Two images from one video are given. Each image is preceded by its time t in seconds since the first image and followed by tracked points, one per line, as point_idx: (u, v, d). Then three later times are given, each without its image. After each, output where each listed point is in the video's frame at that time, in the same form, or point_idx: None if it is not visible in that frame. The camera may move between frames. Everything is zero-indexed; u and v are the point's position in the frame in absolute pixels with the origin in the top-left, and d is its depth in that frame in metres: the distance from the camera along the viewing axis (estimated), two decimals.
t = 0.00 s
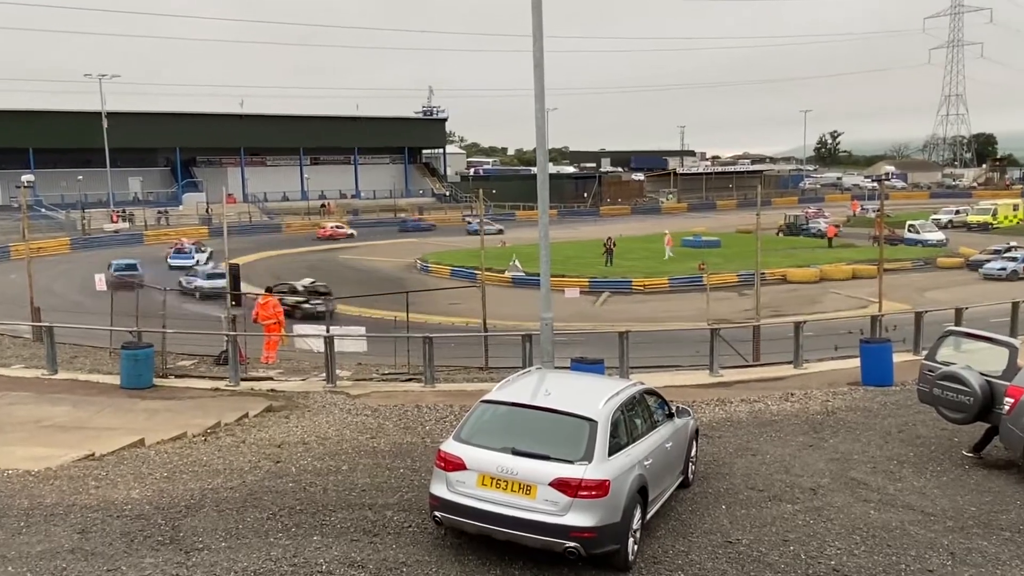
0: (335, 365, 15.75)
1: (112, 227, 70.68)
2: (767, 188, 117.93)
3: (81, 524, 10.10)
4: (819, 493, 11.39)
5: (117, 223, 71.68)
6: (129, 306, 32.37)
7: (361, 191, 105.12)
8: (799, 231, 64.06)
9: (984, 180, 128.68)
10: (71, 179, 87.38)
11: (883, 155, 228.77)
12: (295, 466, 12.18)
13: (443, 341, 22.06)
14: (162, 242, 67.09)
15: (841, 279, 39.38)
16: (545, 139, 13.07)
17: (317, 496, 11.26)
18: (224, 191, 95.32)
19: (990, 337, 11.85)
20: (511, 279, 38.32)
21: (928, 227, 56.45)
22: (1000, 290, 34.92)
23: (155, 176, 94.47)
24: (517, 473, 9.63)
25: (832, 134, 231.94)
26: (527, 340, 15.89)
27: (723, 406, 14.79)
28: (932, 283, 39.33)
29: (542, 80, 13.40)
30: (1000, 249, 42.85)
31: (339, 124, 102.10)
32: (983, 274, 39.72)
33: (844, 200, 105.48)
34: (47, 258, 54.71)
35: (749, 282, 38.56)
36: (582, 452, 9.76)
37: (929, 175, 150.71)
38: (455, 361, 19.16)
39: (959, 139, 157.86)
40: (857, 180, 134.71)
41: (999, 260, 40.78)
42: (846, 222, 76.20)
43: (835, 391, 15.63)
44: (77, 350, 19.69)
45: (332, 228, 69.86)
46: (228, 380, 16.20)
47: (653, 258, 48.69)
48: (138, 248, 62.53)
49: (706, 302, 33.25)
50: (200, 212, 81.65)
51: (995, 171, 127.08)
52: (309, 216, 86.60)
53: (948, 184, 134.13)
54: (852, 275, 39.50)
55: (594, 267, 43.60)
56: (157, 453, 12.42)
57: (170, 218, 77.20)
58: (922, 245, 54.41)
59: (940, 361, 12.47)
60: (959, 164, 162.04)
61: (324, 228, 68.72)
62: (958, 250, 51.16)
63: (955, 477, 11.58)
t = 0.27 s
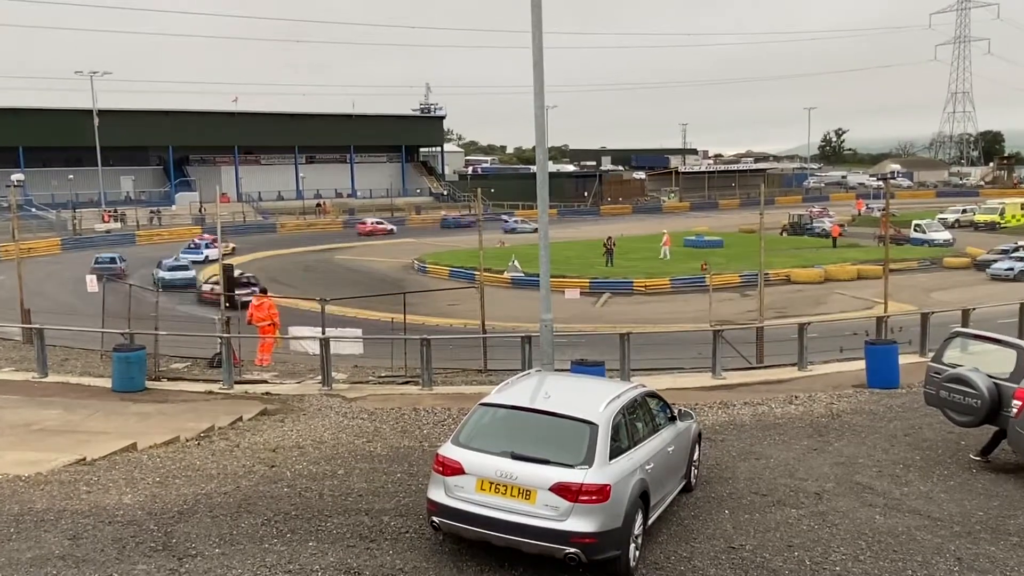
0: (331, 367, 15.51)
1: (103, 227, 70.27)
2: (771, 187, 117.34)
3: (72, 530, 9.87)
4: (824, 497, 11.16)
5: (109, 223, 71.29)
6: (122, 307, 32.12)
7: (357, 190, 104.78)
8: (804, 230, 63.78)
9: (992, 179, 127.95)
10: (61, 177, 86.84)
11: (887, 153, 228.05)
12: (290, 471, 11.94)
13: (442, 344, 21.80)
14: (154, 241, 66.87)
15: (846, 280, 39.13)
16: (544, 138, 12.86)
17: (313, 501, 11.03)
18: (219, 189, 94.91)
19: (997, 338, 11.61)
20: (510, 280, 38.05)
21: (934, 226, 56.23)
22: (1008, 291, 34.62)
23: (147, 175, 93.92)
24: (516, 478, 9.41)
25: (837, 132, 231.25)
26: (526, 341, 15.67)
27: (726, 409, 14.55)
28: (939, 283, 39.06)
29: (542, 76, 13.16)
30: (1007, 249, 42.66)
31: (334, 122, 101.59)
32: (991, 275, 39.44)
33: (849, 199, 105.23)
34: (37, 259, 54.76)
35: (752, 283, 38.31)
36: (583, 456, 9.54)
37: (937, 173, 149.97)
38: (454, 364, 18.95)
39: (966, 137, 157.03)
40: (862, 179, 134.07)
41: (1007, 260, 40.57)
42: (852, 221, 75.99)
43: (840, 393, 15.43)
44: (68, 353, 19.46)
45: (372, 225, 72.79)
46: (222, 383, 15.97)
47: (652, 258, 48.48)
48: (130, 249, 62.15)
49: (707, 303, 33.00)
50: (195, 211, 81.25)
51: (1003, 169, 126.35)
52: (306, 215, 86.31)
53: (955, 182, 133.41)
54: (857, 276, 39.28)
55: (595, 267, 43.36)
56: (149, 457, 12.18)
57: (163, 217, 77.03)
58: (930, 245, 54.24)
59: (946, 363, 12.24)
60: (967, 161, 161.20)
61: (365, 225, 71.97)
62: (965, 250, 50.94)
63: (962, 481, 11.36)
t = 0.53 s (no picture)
0: (327, 369, 15.34)
1: (95, 227, 70.01)
2: (773, 187, 117.14)
3: (65, 535, 9.71)
4: (826, 500, 11.02)
5: (100, 224, 70.96)
6: (113, 308, 31.97)
7: (352, 190, 104.48)
8: (805, 231, 63.86)
9: (999, 177, 127.35)
10: (53, 177, 86.52)
11: (892, 152, 227.50)
12: (285, 474, 11.78)
13: (440, 346, 21.64)
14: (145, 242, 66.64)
15: (848, 280, 39.02)
16: (541, 136, 12.71)
17: (308, 505, 10.88)
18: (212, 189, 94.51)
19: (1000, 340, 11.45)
20: (508, 281, 37.90)
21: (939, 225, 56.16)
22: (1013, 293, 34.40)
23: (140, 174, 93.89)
24: (514, 480, 9.29)
25: (841, 131, 231.01)
26: (524, 343, 15.50)
27: (726, 411, 14.41)
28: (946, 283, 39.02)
29: (540, 74, 13.02)
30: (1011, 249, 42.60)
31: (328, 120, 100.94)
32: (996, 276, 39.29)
33: (851, 199, 105.27)
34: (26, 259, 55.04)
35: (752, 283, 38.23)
36: (581, 458, 9.41)
37: (943, 171, 149.41)
38: (452, 365, 18.85)
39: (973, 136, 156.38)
40: (864, 178, 134.13)
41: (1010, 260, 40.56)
42: (852, 222, 76.02)
43: (842, 395, 15.31)
44: (59, 355, 19.33)
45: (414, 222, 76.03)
46: (216, 385, 15.82)
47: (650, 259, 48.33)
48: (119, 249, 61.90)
49: (705, 304, 32.91)
50: (187, 212, 80.85)
51: (1007, 169, 126.05)
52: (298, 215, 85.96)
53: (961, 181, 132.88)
54: (859, 276, 39.20)
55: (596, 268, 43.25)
56: (142, 462, 12.02)
57: (156, 217, 76.94)
58: (932, 245, 54.20)
59: (948, 365, 12.06)
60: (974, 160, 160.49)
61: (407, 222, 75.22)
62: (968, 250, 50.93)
63: (965, 485, 11.23)
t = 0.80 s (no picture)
0: (310, 378, 14.34)
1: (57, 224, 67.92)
2: (788, 180, 114.68)
3: (21, 560, 8.76)
4: (850, 519, 10.16)
5: (61, 220, 68.80)
6: (76, 310, 30.86)
7: (336, 184, 102.22)
8: (827, 227, 63.09)
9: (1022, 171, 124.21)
10: (10, 169, 83.39)
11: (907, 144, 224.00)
12: (265, 492, 10.84)
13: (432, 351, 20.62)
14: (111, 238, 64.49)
15: (871, 279, 37.83)
16: (542, 124, 11.76)
17: (289, 525, 9.93)
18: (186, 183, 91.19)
19: None
20: (506, 282, 36.85)
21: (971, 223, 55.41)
22: None
23: (104, 167, 90.57)
24: (513, 498, 8.44)
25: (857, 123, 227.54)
26: (523, 348, 14.51)
27: (740, 422, 13.50)
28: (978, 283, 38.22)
29: (539, 58, 12.07)
30: None
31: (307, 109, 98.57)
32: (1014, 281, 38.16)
33: (876, 193, 103.21)
34: None
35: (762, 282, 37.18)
36: (586, 473, 8.57)
37: (972, 162, 145.81)
38: (444, 372, 17.95)
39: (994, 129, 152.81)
40: (889, 167, 130.40)
41: None
42: (877, 217, 74.56)
43: (865, 405, 14.42)
44: (16, 363, 18.39)
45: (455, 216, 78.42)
46: (188, 395, 14.86)
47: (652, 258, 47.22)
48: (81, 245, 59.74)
49: (711, 305, 32.09)
50: (157, 208, 78.50)
51: None
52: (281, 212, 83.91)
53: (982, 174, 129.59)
54: (883, 275, 38.10)
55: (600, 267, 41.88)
56: (109, 479, 11.07)
57: (123, 213, 75.41)
58: (964, 242, 53.74)
59: (985, 372, 11.24)
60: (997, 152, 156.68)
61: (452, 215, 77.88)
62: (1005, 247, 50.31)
63: (1002, 503, 10.35)
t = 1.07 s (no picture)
0: (279, 392, 12.93)
1: None
2: (819, 167, 102.74)
3: None
4: (887, 549, 8.84)
5: None
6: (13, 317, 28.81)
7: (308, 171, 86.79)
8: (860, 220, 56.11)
9: None
10: None
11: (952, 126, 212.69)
12: (228, 520, 9.49)
13: (414, 361, 19.12)
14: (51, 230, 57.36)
15: (914, 282, 32.17)
16: (539, 109, 10.58)
17: (253, 556, 8.61)
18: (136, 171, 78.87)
19: None
20: (500, 282, 34.91)
21: None
22: None
23: (48, 152, 78.00)
24: (508, 526, 7.36)
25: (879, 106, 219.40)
26: (518, 357, 13.34)
27: (763, 440, 12.18)
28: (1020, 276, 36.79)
29: (536, 35, 10.85)
30: None
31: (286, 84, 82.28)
32: None
33: (916, 180, 92.26)
34: None
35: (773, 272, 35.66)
36: (589, 500, 7.51)
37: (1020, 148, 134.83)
38: (427, 386, 16.62)
39: None
40: (927, 150, 120.73)
41: None
42: (916, 209, 66.85)
43: (903, 420, 13.06)
44: None
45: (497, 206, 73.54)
46: (141, 411, 13.49)
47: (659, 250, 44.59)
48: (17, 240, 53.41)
49: (722, 301, 30.35)
50: (105, 197, 69.45)
51: None
52: (242, 201, 73.69)
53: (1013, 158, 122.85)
54: (926, 276, 32.35)
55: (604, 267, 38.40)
56: (52, 505, 9.71)
57: (65, 205, 65.06)
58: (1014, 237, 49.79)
59: None
60: None
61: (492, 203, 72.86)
62: None
63: None
